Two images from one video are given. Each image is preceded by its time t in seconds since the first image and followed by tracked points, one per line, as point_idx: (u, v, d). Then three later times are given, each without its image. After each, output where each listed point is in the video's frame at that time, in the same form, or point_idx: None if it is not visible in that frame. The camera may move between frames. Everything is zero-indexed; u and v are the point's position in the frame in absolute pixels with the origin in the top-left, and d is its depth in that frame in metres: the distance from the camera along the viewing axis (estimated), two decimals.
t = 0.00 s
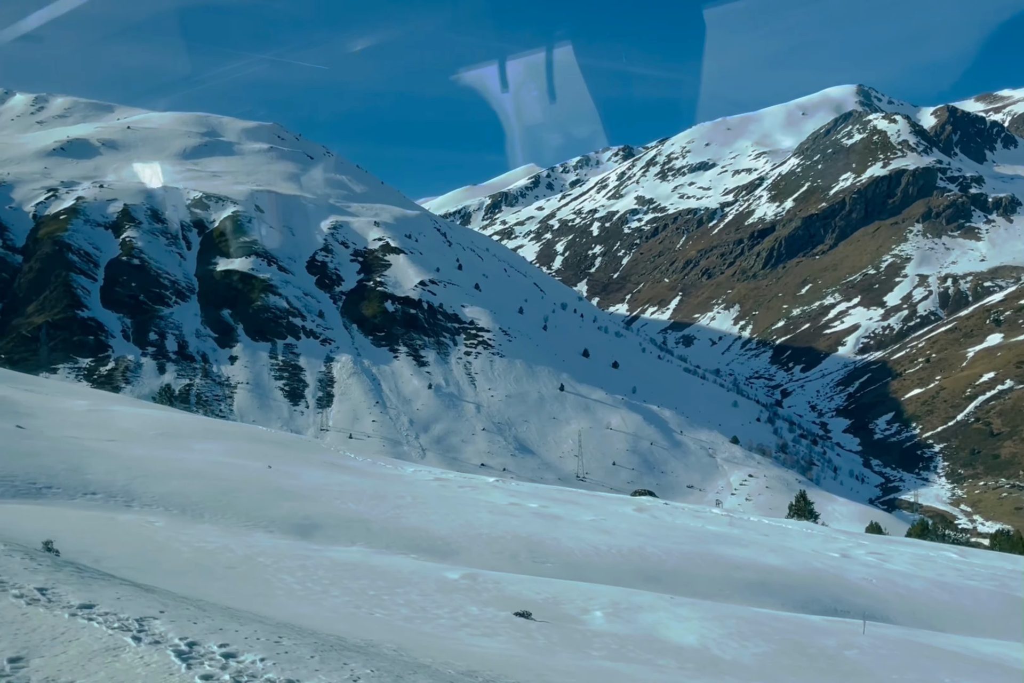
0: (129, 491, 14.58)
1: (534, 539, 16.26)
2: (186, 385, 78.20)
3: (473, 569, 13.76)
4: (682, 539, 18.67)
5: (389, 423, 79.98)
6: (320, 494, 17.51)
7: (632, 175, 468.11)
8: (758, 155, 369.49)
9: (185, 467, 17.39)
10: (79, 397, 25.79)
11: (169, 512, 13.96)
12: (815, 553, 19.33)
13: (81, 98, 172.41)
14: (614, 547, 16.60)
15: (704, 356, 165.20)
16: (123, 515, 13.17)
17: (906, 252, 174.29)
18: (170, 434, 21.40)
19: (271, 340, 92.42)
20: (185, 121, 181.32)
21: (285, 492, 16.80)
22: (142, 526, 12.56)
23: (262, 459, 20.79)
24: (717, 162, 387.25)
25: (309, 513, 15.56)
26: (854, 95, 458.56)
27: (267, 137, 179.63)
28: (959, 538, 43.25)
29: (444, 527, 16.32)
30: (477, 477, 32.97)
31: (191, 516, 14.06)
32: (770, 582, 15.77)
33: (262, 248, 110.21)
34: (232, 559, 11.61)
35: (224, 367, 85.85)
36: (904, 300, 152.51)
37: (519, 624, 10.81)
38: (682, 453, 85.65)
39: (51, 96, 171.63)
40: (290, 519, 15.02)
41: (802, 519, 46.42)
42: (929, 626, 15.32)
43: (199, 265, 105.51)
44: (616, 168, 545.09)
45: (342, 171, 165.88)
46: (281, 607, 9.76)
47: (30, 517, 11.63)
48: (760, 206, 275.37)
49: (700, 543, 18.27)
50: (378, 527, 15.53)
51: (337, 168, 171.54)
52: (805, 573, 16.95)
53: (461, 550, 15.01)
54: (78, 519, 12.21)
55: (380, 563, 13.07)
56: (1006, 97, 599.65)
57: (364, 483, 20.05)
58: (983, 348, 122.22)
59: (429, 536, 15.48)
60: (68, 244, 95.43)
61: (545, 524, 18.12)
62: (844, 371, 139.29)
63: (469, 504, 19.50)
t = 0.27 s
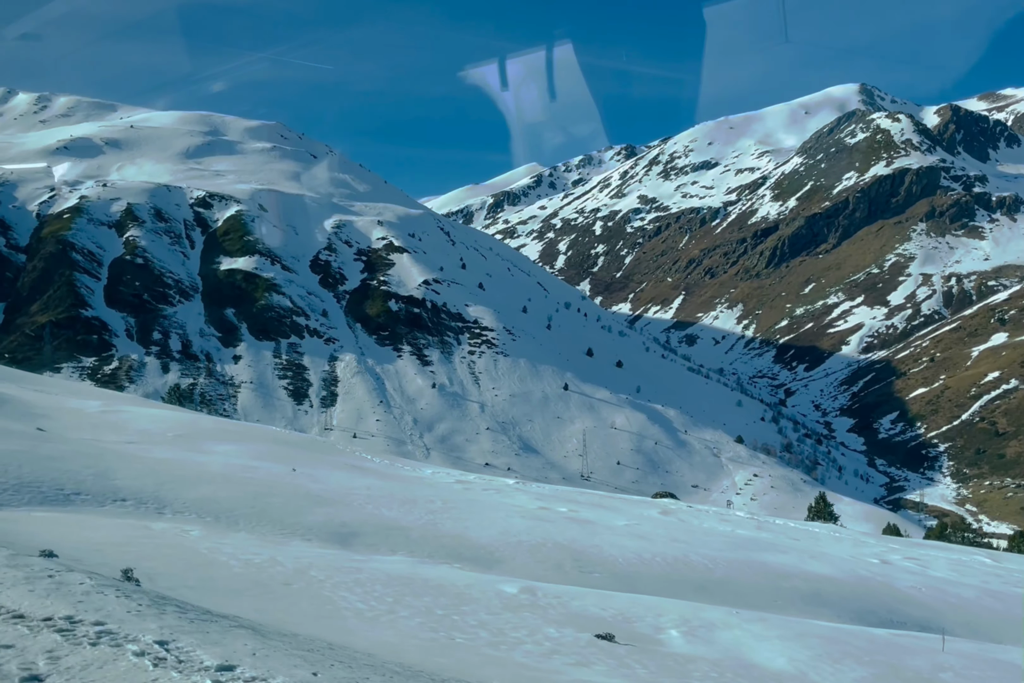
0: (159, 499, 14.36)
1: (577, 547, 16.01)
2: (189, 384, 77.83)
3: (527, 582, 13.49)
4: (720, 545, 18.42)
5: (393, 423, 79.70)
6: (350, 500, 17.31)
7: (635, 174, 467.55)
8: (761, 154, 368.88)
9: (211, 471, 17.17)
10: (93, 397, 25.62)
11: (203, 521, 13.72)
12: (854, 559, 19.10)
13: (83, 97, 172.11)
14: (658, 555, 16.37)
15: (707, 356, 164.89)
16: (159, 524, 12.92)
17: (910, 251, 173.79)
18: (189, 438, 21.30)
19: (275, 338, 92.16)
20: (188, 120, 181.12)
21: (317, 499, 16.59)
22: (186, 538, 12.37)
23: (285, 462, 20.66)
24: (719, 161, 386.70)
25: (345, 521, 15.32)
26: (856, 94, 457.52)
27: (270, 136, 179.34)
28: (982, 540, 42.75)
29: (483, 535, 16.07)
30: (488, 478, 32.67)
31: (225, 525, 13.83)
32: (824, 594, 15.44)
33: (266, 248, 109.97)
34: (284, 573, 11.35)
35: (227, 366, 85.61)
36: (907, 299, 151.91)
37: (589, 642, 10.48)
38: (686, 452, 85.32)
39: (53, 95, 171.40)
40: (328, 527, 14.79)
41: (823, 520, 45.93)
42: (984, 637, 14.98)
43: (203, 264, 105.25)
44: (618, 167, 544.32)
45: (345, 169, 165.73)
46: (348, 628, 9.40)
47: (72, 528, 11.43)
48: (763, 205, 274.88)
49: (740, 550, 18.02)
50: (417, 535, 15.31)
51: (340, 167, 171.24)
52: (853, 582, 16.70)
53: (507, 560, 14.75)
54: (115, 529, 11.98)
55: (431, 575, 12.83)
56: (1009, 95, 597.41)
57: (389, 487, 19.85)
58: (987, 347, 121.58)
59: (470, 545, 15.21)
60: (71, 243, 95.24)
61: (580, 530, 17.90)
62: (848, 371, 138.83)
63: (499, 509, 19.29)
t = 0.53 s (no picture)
0: (192, 507, 14.15)
1: (622, 556, 15.83)
2: (193, 383, 77.52)
3: (588, 596, 13.17)
4: (762, 552, 18.19)
5: (397, 422, 79.41)
6: (381, 505, 17.11)
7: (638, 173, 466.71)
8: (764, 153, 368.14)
9: (241, 477, 16.98)
10: (106, 398, 25.51)
11: (240, 530, 13.50)
12: (895, 566, 18.86)
13: (86, 95, 171.69)
14: (705, 564, 16.14)
15: (711, 355, 164.49)
16: (195, 534, 12.70)
17: (914, 250, 173.28)
18: (207, 439, 21.28)
19: (279, 338, 91.93)
20: (191, 119, 180.77)
21: (350, 505, 16.40)
22: (229, 549, 12.14)
23: (309, 465, 20.56)
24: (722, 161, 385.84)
25: (385, 529, 15.09)
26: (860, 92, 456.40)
27: (273, 135, 178.91)
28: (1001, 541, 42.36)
29: (525, 543, 15.83)
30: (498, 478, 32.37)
31: (263, 534, 13.61)
32: (879, 604, 15.24)
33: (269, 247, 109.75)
34: (343, 587, 11.08)
35: (231, 366, 85.36)
36: (912, 298, 151.28)
37: (680, 666, 10.15)
38: (691, 452, 84.97)
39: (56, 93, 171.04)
40: (368, 534, 14.58)
41: (841, 522, 45.48)
42: None
43: (207, 263, 104.98)
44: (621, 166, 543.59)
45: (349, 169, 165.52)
46: (420, 654, 8.99)
47: (112, 540, 11.20)
48: (766, 204, 274.19)
49: (783, 558, 17.78)
50: (459, 543, 15.08)
51: (343, 165, 170.86)
52: (905, 591, 16.47)
53: (555, 571, 14.50)
54: (157, 540, 11.72)
55: (486, 587, 12.58)
56: (1012, 94, 595.82)
57: (415, 491, 19.67)
58: (992, 346, 120.64)
59: (513, 554, 14.98)
60: (75, 243, 95.04)
61: (618, 536, 17.69)
62: (853, 371, 138.33)
63: (531, 514, 19.11)
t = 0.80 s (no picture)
0: (229, 515, 13.97)
1: (670, 566, 15.63)
2: (198, 383, 77.44)
3: (653, 611, 12.82)
4: (807, 560, 17.97)
5: (402, 422, 79.18)
6: (417, 512, 17.01)
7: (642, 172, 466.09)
8: (769, 152, 367.38)
9: (275, 483, 16.84)
10: (123, 398, 25.51)
11: (280, 539, 13.30)
12: (939, 573, 18.61)
13: (90, 95, 171.53)
14: (758, 574, 15.89)
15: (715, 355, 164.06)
16: (235, 543, 12.50)
17: (918, 249, 172.63)
18: (227, 443, 21.33)
19: (284, 337, 91.70)
20: (196, 118, 180.59)
21: (385, 511, 16.27)
22: (273, 560, 11.90)
23: (335, 469, 20.56)
24: (726, 160, 385.19)
25: (427, 537, 14.91)
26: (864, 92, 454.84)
27: (277, 134, 178.64)
28: None
29: (571, 553, 15.61)
30: (510, 480, 32.02)
31: (304, 543, 13.40)
32: (938, 615, 14.97)
33: (274, 246, 109.56)
34: (404, 602, 10.77)
35: (236, 365, 85.17)
36: (916, 297, 150.37)
37: None
38: (697, 452, 84.50)
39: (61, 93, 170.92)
40: (412, 544, 14.35)
41: (866, 526, 44.84)
42: None
43: (211, 263, 104.74)
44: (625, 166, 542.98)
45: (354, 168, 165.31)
46: None
47: (152, 551, 11.01)
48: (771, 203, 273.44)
49: (828, 566, 17.55)
50: (506, 554, 14.85)
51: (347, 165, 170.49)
52: (963, 602, 16.19)
53: (608, 583, 14.22)
54: (204, 553, 11.42)
55: (546, 601, 12.29)
56: (1017, 94, 592.96)
57: (442, 496, 19.53)
58: (999, 345, 117.85)
59: (562, 564, 14.72)
60: (79, 242, 94.84)
61: (659, 544, 17.50)
62: (858, 370, 137.65)
63: (566, 520, 18.95)
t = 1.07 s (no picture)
0: (268, 523, 13.69)
1: (726, 577, 15.29)
2: (203, 382, 77.18)
3: (740, 632, 11.80)
4: (856, 569, 17.63)
5: (407, 422, 78.87)
6: (455, 519, 16.72)
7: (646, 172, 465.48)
8: (773, 151, 366.84)
9: (311, 490, 16.60)
10: (136, 401, 25.25)
11: (323, 549, 12.99)
12: (988, 581, 18.29)
13: (94, 94, 171.45)
14: (814, 586, 15.53)
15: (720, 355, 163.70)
16: (278, 554, 12.19)
17: (924, 249, 172.23)
18: (249, 445, 21.31)
19: (288, 337, 91.48)
20: (200, 118, 180.42)
21: (425, 519, 15.97)
22: (320, 570, 11.55)
23: (362, 473, 20.46)
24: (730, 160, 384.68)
25: (474, 547, 14.57)
26: (869, 91, 454.23)
27: (281, 134, 178.43)
28: None
29: (620, 563, 15.27)
30: (525, 482, 31.72)
31: (349, 553, 13.05)
32: (1004, 628, 14.58)
33: (279, 246, 109.38)
34: (468, 611, 10.38)
35: (241, 365, 84.96)
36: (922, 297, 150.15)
37: None
38: (703, 452, 84.04)
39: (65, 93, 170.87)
40: (460, 554, 14.01)
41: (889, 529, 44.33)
42: None
43: (216, 263, 104.53)
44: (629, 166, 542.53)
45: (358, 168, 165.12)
46: None
47: (197, 560, 10.71)
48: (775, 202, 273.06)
49: (879, 575, 17.20)
50: (556, 565, 14.49)
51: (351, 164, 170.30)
52: (1018, 612, 15.94)
53: (666, 594, 13.76)
54: (257, 566, 10.96)
55: (611, 615, 11.88)
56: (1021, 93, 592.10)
57: (473, 501, 19.29)
58: (1005, 345, 118.68)
59: (614, 575, 14.35)
60: (84, 241, 94.69)
61: (704, 553, 17.18)
62: (863, 370, 137.20)
63: (605, 528, 18.69)
